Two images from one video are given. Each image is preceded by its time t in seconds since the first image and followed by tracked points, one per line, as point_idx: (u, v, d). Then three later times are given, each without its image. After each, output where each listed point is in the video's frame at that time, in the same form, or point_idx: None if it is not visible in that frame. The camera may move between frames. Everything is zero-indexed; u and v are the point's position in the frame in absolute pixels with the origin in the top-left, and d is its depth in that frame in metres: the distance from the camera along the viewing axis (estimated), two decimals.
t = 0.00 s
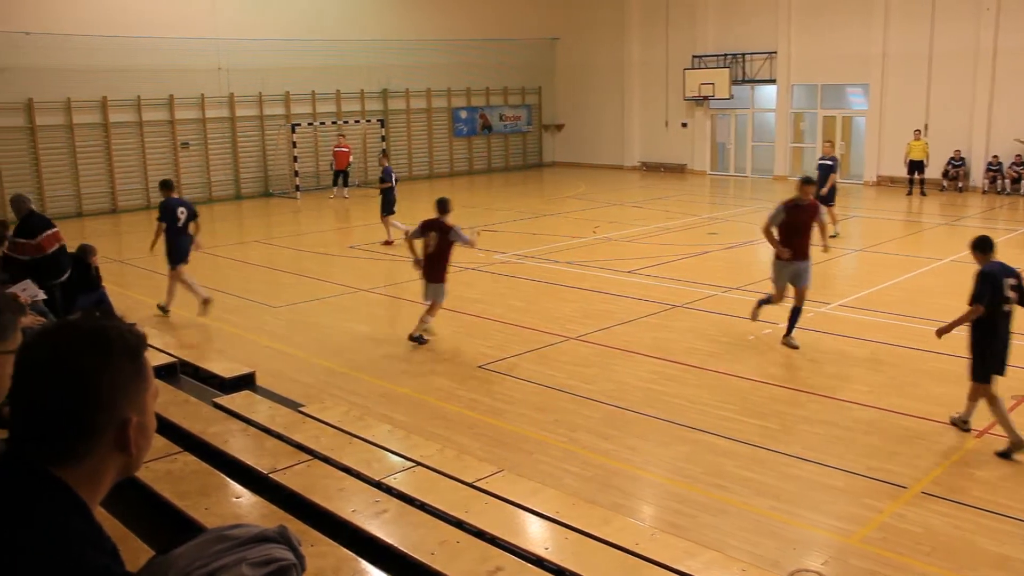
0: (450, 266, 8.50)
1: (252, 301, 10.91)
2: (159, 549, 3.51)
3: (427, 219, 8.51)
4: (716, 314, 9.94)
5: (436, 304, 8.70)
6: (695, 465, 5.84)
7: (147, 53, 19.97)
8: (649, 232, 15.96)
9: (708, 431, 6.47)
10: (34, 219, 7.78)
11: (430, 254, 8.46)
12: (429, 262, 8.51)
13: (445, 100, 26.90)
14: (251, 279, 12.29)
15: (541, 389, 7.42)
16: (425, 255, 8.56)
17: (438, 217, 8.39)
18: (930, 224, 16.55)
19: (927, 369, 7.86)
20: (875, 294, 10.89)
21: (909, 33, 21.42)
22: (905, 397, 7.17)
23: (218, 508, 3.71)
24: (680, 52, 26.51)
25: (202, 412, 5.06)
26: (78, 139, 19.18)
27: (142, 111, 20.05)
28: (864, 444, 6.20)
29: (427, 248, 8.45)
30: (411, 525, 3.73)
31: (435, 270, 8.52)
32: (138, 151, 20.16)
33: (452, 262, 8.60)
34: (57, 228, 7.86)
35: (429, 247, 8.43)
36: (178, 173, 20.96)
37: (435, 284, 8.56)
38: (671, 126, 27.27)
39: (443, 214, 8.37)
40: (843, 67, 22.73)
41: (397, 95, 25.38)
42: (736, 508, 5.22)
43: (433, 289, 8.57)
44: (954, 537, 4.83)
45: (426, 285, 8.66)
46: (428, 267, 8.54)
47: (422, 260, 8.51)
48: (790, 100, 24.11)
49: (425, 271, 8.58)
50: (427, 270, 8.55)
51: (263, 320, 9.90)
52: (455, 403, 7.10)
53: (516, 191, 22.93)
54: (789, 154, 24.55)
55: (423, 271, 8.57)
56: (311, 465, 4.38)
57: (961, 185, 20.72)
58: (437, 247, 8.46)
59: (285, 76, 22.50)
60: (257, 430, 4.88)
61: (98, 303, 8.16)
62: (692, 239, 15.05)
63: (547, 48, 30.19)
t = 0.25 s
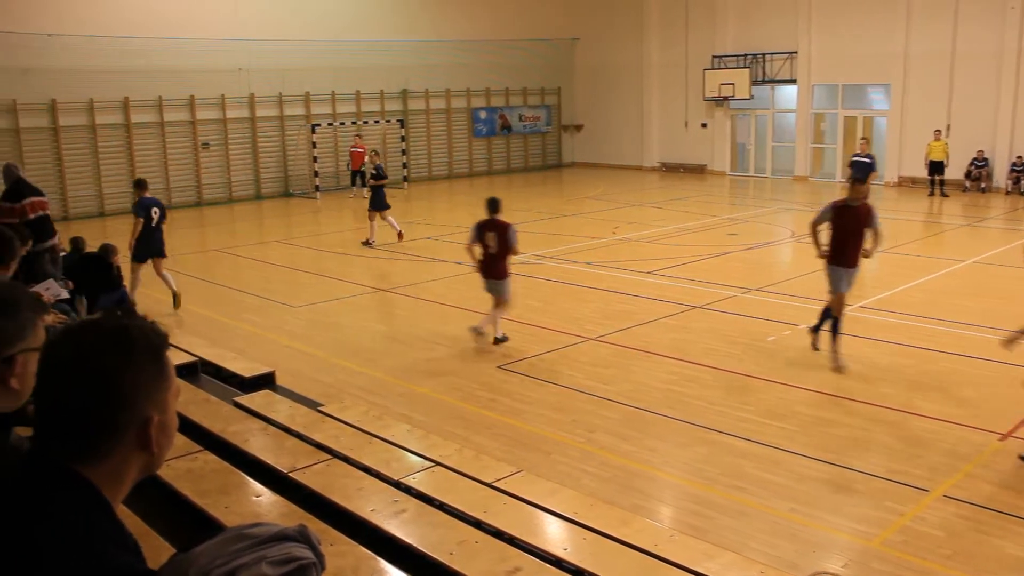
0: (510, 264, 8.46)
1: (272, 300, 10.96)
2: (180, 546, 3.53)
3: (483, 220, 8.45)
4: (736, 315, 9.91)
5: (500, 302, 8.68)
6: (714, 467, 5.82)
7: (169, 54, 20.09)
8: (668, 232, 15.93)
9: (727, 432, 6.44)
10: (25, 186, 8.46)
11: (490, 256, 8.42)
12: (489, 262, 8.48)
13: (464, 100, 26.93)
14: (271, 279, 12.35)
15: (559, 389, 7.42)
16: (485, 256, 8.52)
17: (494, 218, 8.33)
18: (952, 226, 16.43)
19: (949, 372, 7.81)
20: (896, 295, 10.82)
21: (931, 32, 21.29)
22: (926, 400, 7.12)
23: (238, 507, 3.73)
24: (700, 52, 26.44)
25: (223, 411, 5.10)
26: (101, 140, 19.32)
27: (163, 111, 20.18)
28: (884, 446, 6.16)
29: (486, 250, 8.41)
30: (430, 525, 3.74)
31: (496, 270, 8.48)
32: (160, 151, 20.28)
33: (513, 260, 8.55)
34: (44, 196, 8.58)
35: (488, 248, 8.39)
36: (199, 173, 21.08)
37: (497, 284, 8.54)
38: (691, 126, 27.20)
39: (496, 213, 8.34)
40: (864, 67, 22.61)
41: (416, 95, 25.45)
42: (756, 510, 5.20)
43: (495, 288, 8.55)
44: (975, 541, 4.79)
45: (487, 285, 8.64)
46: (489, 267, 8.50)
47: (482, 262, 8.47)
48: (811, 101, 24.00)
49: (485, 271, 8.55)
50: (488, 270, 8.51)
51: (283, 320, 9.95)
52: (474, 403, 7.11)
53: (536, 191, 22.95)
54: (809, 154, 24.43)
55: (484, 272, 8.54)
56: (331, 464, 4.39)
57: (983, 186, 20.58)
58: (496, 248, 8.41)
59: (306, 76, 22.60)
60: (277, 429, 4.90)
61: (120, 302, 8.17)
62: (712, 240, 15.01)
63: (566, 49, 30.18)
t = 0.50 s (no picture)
0: (570, 259, 8.46)
1: (294, 299, 11.01)
2: (202, 544, 3.55)
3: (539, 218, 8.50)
4: (757, 316, 9.87)
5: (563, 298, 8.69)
6: (735, 468, 5.80)
7: (192, 54, 20.21)
8: (689, 233, 15.87)
9: (748, 434, 6.42)
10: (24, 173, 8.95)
11: (548, 251, 8.46)
12: (549, 259, 8.52)
13: (486, 100, 26.94)
14: (293, 278, 12.41)
15: (579, 390, 7.41)
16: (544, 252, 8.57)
17: (550, 213, 8.38)
18: (976, 227, 16.29)
19: (973, 374, 7.74)
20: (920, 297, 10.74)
21: (956, 32, 21.14)
22: (949, 402, 7.06)
23: (259, 505, 3.75)
24: (723, 52, 26.35)
25: (244, 409, 5.13)
26: (125, 139, 19.48)
27: (186, 111, 20.30)
28: (907, 449, 6.11)
29: (545, 246, 8.46)
30: (449, 525, 3.74)
31: (556, 266, 8.51)
32: (182, 151, 20.41)
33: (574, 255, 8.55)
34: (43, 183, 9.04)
35: (546, 244, 8.43)
36: (221, 173, 21.19)
37: (558, 279, 8.56)
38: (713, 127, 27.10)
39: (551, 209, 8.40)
40: (888, 67, 22.45)
41: (438, 95, 25.50)
42: (776, 512, 5.18)
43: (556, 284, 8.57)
44: (999, 545, 4.75)
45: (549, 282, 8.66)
46: (549, 264, 8.54)
47: (542, 259, 8.52)
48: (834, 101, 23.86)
49: (546, 268, 8.59)
50: (548, 266, 8.55)
51: (304, 319, 9.99)
52: (494, 403, 7.12)
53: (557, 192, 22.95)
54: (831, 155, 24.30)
55: (544, 268, 8.58)
56: (351, 463, 4.41)
57: (1009, 187, 20.40)
58: (554, 244, 8.45)
59: (328, 77, 22.70)
60: (297, 428, 4.92)
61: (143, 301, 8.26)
62: (734, 241, 14.95)
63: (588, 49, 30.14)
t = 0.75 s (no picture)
0: (615, 252, 8.45)
1: (302, 299, 11.03)
2: (210, 543, 3.56)
3: (581, 212, 8.48)
4: (766, 317, 9.85)
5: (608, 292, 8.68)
6: (743, 469, 5.79)
7: (202, 54, 20.26)
8: (698, 233, 15.85)
9: (757, 434, 6.40)
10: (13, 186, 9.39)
11: (593, 246, 8.44)
12: (593, 253, 8.50)
13: (495, 100, 26.93)
14: (301, 277, 12.43)
15: (587, 390, 7.41)
16: (587, 246, 8.55)
17: (592, 207, 8.37)
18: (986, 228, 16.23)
19: (982, 376, 7.71)
20: (929, 298, 10.70)
21: (967, 31, 21.07)
22: (958, 404, 7.03)
23: (267, 504, 3.76)
24: (732, 52, 26.31)
25: (253, 408, 5.14)
26: (134, 139, 19.54)
27: (196, 111, 20.35)
28: (915, 450, 6.09)
29: (589, 240, 8.44)
30: (457, 525, 3.74)
31: (601, 260, 8.50)
32: (192, 151, 20.46)
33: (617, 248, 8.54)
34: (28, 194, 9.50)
35: (590, 238, 8.42)
36: (230, 173, 21.23)
37: (603, 273, 8.54)
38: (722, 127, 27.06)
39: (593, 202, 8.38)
40: (898, 67, 22.39)
41: (447, 95, 25.51)
42: (784, 513, 5.17)
43: (602, 277, 8.56)
44: (1007, 547, 4.73)
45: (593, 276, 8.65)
46: (593, 258, 8.53)
47: (586, 253, 8.50)
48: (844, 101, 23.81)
49: (590, 262, 8.58)
50: (593, 260, 8.54)
51: (313, 318, 10.01)
52: (502, 403, 7.12)
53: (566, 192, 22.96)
54: (841, 155, 24.23)
55: (589, 262, 8.56)
56: (359, 463, 4.41)
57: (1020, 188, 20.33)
58: (598, 238, 8.44)
59: (337, 76, 22.73)
60: (305, 427, 4.93)
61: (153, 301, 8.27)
62: (743, 241, 14.92)
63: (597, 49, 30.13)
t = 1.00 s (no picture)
0: (638, 260, 8.40)
1: (306, 299, 11.04)
2: (213, 543, 3.56)
3: (609, 218, 8.51)
4: (770, 317, 9.84)
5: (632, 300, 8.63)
6: (746, 470, 5.79)
7: (206, 54, 20.27)
8: (701, 233, 15.85)
9: (760, 435, 6.40)
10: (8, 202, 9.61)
11: (616, 252, 8.44)
12: (618, 258, 8.49)
13: (498, 101, 26.92)
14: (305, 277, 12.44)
15: (591, 390, 7.41)
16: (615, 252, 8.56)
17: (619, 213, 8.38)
18: (990, 228, 16.24)
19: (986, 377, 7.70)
20: (932, 298, 10.69)
21: (972, 31, 21.05)
22: (961, 404, 7.03)
23: (270, 504, 3.76)
24: (737, 53, 26.31)
25: (256, 409, 5.14)
26: (139, 139, 19.57)
27: (200, 111, 20.36)
28: (918, 451, 6.09)
29: (613, 245, 8.45)
30: (461, 525, 3.75)
31: (623, 267, 8.48)
32: (196, 152, 20.47)
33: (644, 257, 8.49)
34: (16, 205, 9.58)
35: (613, 244, 8.42)
36: (234, 173, 21.25)
37: (626, 280, 8.51)
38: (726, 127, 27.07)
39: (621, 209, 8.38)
40: (902, 67, 22.38)
41: (451, 95, 25.52)
42: (787, 513, 5.16)
43: (625, 285, 8.53)
44: (1011, 549, 4.72)
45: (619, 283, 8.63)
46: (617, 264, 8.52)
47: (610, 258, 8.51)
48: (848, 101, 23.79)
49: (615, 269, 8.58)
50: (617, 266, 8.53)
51: (317, 318, 10.02)
52: (506, 403, 7.12)
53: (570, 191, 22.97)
54: (845, 155, 24.21)
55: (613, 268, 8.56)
56: (362, 463, 4.42)
57: None
58: (622, 244, 8.43)
59: (341, 77, 22.75)
60: (309, 427, 4.94)
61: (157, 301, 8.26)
62: (746, 241, 14.92)
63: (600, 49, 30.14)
